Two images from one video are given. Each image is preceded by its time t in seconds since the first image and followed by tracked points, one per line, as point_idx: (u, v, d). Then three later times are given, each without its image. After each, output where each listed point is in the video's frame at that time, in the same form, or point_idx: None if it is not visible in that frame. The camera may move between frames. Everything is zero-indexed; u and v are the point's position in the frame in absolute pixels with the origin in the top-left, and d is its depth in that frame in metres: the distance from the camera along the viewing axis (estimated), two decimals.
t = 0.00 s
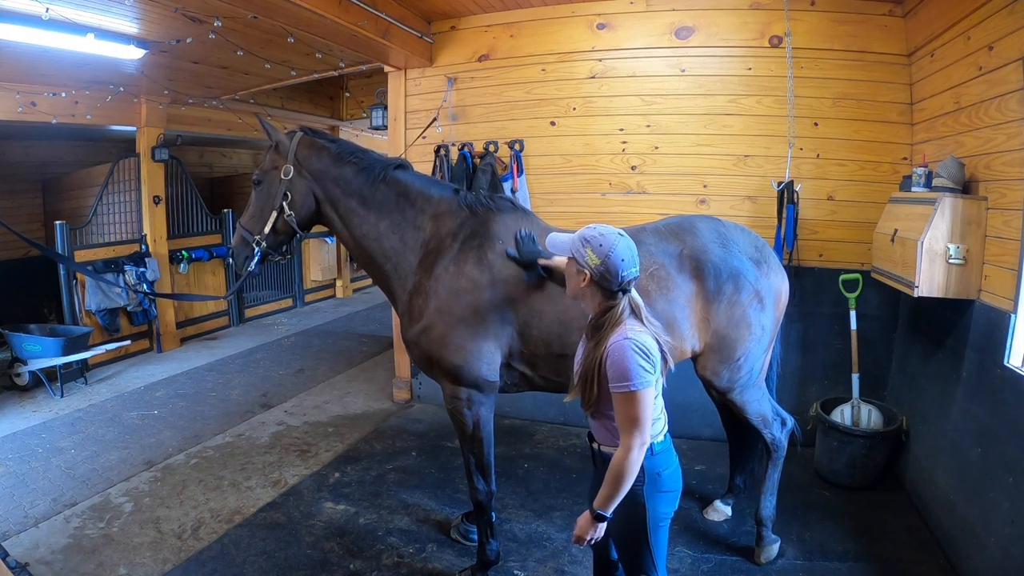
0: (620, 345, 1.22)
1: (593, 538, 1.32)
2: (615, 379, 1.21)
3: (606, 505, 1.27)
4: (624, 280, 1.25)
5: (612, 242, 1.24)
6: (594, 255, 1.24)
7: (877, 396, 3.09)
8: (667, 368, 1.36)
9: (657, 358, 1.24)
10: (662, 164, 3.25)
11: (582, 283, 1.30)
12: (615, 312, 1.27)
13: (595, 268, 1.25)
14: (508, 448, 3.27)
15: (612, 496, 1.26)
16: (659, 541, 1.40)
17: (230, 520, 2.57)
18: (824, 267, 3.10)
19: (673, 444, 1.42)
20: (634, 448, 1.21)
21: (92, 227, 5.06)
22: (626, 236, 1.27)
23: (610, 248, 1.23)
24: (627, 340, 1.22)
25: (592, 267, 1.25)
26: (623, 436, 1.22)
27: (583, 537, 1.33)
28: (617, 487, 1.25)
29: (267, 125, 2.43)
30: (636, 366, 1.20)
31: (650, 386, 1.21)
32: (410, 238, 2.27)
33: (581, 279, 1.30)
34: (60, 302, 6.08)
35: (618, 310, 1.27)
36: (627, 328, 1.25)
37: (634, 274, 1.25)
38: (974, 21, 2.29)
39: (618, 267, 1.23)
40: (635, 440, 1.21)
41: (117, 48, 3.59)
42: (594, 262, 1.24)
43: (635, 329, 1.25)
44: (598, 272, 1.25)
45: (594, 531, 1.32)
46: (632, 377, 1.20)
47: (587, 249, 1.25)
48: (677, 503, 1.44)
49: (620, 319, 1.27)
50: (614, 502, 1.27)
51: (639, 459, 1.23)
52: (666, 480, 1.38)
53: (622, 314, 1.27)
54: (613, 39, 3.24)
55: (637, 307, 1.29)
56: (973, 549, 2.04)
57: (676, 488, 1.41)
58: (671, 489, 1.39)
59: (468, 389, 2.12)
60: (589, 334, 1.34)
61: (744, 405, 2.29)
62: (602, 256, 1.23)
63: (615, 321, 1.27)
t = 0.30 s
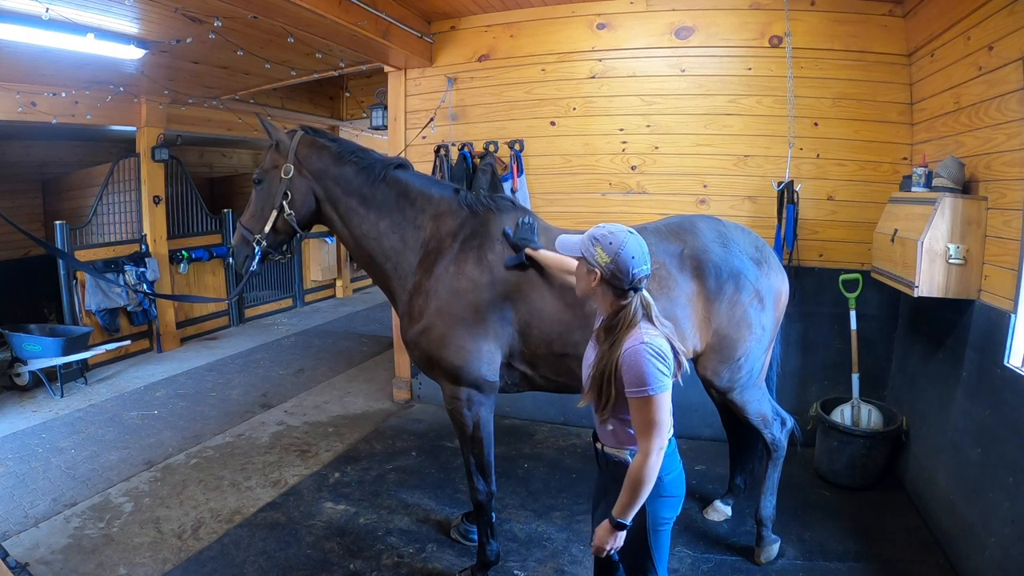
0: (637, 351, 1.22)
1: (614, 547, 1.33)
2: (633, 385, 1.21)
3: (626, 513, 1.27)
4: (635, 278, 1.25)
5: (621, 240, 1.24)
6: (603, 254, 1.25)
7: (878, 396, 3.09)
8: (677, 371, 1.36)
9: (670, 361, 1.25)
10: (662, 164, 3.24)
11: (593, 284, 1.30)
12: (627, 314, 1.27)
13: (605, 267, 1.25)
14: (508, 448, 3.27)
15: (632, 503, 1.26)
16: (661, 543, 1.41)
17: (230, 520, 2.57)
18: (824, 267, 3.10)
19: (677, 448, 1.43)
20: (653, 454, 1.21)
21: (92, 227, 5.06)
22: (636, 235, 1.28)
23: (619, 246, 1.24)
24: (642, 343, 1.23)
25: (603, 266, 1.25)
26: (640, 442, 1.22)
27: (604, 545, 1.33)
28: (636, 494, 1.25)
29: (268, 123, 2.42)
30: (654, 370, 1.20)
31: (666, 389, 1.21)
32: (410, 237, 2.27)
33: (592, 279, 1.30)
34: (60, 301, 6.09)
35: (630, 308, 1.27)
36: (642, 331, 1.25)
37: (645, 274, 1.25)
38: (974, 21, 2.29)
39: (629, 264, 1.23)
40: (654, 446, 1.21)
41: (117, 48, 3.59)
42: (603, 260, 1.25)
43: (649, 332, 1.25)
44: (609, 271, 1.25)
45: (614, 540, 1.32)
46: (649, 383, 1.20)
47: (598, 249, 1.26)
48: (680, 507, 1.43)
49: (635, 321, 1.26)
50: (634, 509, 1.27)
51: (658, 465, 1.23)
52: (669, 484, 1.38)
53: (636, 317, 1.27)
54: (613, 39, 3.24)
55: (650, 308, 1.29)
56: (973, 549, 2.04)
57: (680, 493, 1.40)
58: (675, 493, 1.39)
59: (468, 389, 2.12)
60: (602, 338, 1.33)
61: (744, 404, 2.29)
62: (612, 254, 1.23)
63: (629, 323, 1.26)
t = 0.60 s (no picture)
0: (640, 356, 1.22)
1: (624, 554, 1.33)
2: (635, 391, 1.21)
3: (634, 519, 1.28)
4: (646, 275, 1.23)
5: (631, 237, 1.24)
6: (613, 251, 1.25)
7: (878, 396, 3.09)
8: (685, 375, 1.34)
9: (674, 365, 1.24)
10: (662, 164, 3.24)
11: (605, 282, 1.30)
12: (633, 319, 1.27)
13: (613, 265, 1.25)
14: (508, 448, 3.27)
15: (640, 509, 1.26)
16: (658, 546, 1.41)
17: (230, 520, 2.57)
18: (824, 267, 3.11)
19: (681, 454, 1.42)
20: (657, 458, 1.21)
21: (92, 227, 5.06)
22: (649, 233, 1.27)
23: (628, 242, 1.23)
24: (644, 347, 1.23)
25: (612, 263, 1.25)
26: (646, 446, 1.23)
27: (614, 550, 1.34)
28: (644, 499, 1.25)
29: (269, 123, 2.42)
30: (656, 375, 1.20)
31: (669, 394, 1.21)
32: (411, 237, 2.27)
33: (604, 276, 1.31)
34: (60, 301, 6.08)
35: (638, 308, 1.27)
36: (646, 335, 1.25)
37: (653, 275, 1.24)
38: (974, 21, 2.29)
39: (638, 260, 1.22)
40: (658, 451, 1.21)
41: (117, 48, 3.59)
42: (613, 257, 1.25)
43: (653, 336, 1.25)
44: (617, 269, 1.25)
45: (625, 547, 1.32)
46: (651, 388, 1.20)
47: (608, 247, 1.26)
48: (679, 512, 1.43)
49: (641, 324, 1.26)
50: (642, 515, 1.28)
51: (663, 469, 1.23)
52: (668, 489, 1.37)
53: (642, 321, 1.26)
54: (613, 39, 3.24)
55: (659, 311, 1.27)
56: (973, 549, 2.04)
57: (679, 499, 1.40)
58: (675, 499, 1.39)
59: (468, 389, 2.12)
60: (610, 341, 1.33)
61: (744, 405, 2.29)
62: (621, 251, 1.23)
63: (634, 325, 1.26)
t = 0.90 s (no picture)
0: (654, 349, 1.22)
1: (614, 551, 1.35)
2: (648, 383, 1.21)
3: (630, 516, 1.28)
4: (659, 266, 1.24)
5: (642, 230, 1.27)
6: (624, 245, 1.27)
7: (877, 396, 3.09)
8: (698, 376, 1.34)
9: (689, 363, 1.24)
10: (662, 164, 3.24)
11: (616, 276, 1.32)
12: (649, 311, 1.27)
13: (625, 258, 1.27)
14: (508, 448, 3.27)
15: (640, 506, 1.26)
16: (669, 551, 1.41)
17: (230, 520, 2.57)
18: (824, 267, 3.10)
19: (694, 458, 1.43)
20: (665, 455, 1.21)
21: (92, 227, 5.06)
22: (659, 226, 1.29)
23: (639, 235, 1.26)
24: (660, 340, 1.23)
25: (623, 257, 1.28)
26: (654, 442, 1.22)
27: (606, 548, 1.35)
28: (647, 495, 1.25)
29: (269, 122, 2.42)
30: (671, 370, 1.19)
31: (682, 391, 1.20)
32: (412, 237, 2.27)
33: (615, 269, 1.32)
34: (60, 301, 6.08)
35: (653, 299, 1.28)
36: (662, 329, 1.25)
37: (664, 267, 1.25)
38: (973, 21, 2.29)
39: (649, 252, 1.24)
40: (666, 448, 1.20)
41: (117, 48, 3.59)
42: (624, 251, 1.27)
43: (670, 330, 1.25)
44: (629, 262, 1.27)
45: (615, 544, 1.34)
46: (664, 382, 1.19)
47: (619, 241, 1.29)
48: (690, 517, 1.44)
49: (655, 317, 1.27)
50: (639, 514, 1.28)
51: (670, 468, 1.22)
52: (682, 493, 1.38)
53: (657, 314, 1.27)
54: (613, 39, 3.24)
55: (672, 306, 1.27)
56: (973, 549, 2.04)
57: (692, 502, 1.41)
58: (687, 503, 1.39)
59: (469, 389, 2.12)
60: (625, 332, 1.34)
61: (744, 405, 2.29)
62: (632, 244, 1.26)
63: (650, 318, 1.27)
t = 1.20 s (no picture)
0: (654, 343, 1.22)
1: (636, 557, 1.32)
2: (648, 378, 1.21)
3: (644, 516, 1.27)
4: (666, 261, 1.24)
5: (648, 226, 1.27)
6: (631, 240, 1.27)
7: (877, 396, 3.09)
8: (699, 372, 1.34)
9: (689, 357, 1.24)
10: (661, 164, 3.24)
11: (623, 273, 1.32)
12: (651, 306, 1.27)
13: (631, 253, 1.27)
14: (508, 448, 3.27)
15: (651, 504, 1.25)
16: (668, 552, 1.41)
17: (230, 520, 2.57)
18: (824, 267, 3.10)
19: (695, 457, 1.43)
20: (669, 450, 1.21)
21: (92, 227, 5.06)
22: (665, 222, 1.29)
23: (646, 230, 1.26)
24: (659, 334, 1.23)
25: (630, 252, 1.28)
26: (658, 438, 1.22)
27: (626, 553, 1.33)
28: (656, 493, 1.25)
29: (269, 121, 2.42)
30: (671, 363, 1.20)
31: (683, 384, 1.21)
32: (412, 237, 2.27)
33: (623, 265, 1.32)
34: (60, 301, 6.08)
35: (652, 293, 1.28)
36: (661, 323, 1.25)
37: (670, 263, 1.25)
38: (974, 21, 2.29)
39: (656, 247, 1.24)
40: (669, 443, 1.21)
41: (117, 48, 3.59)
42: (632, 246, 1.27)
43: (669, 325, 1.25)
44: (636, 257, 1.27)
45: (635, 548, 1.32)
46: (665, 375, 1.20)
47: (625, 237, 1.29)
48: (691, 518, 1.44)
49: (656, 311, 1.27)
50: (653, 513, 1.27)
51: (674, 463, 1.22)
52: (684, 494, 1.38)
53: (659, 309, 1.27)
54: (613, 39, 3.24)
55: (673, 300, 1.28)
56: (973, 549, 2.04)
57: (693, 503, 1.41)
58: (689, 503, 1.39)
59: (469, 389, 2.12)
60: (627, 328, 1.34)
61: (744, 405, 2.29)
62: (639, 239, 1.26)
63: (650, 312, 1.27)
